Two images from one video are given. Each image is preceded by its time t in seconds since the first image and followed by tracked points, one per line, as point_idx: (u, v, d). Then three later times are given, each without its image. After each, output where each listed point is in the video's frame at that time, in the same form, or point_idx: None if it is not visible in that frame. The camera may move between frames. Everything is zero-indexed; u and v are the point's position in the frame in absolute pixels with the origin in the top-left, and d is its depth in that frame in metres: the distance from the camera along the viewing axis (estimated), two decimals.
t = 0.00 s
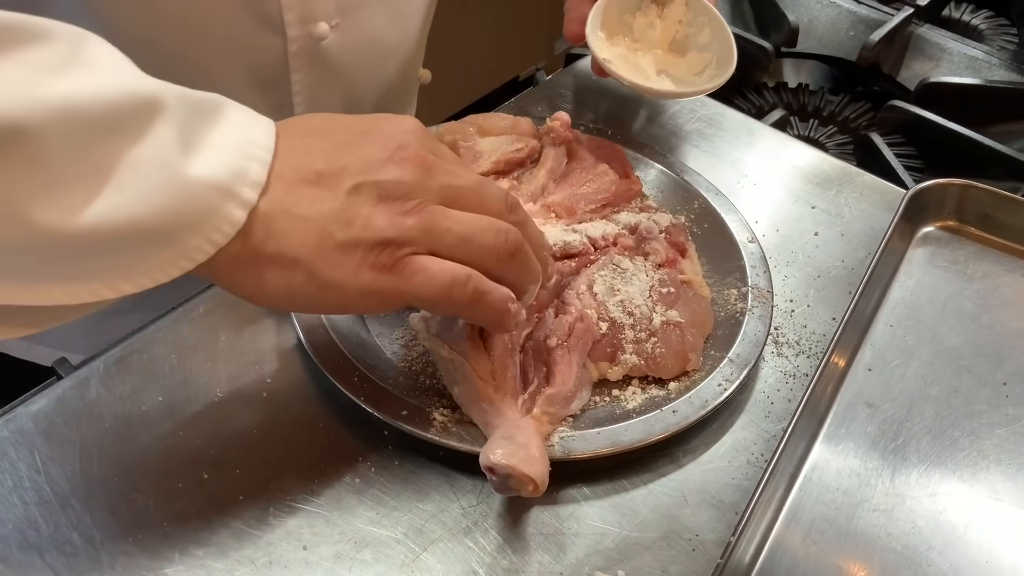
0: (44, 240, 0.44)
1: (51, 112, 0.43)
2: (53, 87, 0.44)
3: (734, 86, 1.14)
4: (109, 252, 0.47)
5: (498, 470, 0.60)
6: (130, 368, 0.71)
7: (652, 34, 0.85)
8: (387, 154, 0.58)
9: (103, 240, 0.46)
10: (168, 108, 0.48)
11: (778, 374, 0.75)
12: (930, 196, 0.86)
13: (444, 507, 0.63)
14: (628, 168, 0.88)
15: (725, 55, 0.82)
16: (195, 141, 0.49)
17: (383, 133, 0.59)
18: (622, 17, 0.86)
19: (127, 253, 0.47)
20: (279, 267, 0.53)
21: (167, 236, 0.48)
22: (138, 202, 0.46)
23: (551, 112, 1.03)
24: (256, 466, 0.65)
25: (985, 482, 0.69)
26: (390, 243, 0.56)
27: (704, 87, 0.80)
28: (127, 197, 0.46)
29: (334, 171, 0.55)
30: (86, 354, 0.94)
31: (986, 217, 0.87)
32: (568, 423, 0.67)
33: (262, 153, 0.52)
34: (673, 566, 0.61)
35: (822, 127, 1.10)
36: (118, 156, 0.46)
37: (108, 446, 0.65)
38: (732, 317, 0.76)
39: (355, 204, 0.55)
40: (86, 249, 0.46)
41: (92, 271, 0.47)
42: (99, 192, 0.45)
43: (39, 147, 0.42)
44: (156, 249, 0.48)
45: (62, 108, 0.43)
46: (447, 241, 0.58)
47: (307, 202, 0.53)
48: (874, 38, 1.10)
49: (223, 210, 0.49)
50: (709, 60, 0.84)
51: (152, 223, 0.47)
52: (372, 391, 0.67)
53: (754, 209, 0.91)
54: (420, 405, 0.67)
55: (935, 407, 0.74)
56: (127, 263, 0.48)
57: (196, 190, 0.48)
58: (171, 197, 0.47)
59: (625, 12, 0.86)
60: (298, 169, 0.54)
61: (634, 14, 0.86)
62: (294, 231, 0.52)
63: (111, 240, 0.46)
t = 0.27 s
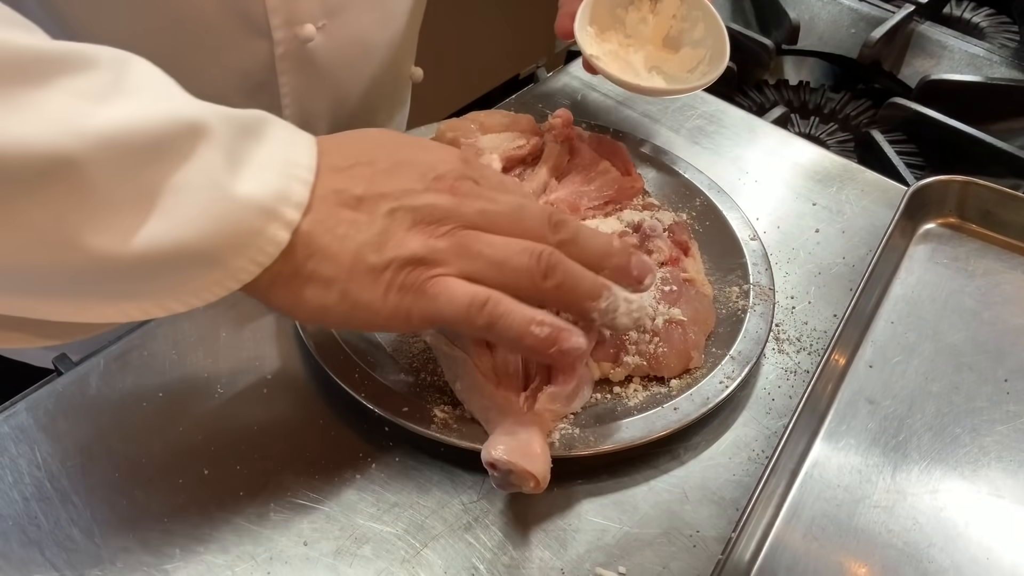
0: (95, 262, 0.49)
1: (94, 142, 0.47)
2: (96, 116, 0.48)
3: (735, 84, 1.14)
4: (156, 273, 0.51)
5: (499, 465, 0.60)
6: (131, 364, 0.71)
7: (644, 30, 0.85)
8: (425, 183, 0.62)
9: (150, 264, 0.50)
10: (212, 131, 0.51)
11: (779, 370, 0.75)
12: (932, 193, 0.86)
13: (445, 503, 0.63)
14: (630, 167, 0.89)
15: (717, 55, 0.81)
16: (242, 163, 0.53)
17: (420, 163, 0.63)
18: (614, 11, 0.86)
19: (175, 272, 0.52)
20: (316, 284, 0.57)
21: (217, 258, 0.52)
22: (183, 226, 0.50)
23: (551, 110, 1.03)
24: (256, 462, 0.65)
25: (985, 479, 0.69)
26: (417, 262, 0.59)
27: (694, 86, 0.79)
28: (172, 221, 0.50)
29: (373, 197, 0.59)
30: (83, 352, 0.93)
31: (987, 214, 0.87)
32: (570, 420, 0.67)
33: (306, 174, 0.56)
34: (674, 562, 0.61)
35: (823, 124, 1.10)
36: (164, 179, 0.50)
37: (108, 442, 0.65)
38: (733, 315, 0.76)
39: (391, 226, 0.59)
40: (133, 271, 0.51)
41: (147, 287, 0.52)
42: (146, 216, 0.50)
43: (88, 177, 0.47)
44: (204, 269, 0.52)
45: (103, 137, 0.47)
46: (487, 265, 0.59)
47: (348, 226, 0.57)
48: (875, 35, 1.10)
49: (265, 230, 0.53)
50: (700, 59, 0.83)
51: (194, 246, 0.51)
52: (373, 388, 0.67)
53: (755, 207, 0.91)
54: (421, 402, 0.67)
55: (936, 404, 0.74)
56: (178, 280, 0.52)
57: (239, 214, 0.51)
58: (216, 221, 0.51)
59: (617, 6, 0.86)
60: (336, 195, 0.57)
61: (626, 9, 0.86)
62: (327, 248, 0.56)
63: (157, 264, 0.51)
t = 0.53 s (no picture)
0: (55, 236, 0.42)
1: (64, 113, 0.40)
2: (60, 83, 0.41)
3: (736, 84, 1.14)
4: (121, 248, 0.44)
5: (500, 464, 0.60)
6: (132, 363, 0.71)
7: (620, 41, 0.83)
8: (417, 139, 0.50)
9: (126, 238, 0.43)
10: (179, 91, 0.43)
11: (779, 370, 0.75)
12: (932, 193, 0.86)
13: (446, 503, 0.64)
14: (629, 164, 0.89)
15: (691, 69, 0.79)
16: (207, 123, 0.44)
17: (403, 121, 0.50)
18: (590, 24, 0.85)
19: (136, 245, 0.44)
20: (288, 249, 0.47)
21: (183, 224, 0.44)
22: (151, 192, 0.42)
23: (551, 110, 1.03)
24: (258, 461, 0.65)
25: (985, 479, 0.69)
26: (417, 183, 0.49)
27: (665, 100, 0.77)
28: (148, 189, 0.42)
29: (354, 154, 0.48)
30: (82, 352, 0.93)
31: (987, 214, 0.87)
32: (570, 420, 0.67)
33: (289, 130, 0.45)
34: (674, 561, 0.61)
35: (823, 124, 1.10)
36: (137, 145, 0.42)
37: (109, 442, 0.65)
38: (733, 316, 0.76)
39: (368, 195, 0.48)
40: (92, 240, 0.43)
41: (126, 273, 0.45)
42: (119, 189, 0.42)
43: (54, 153, 0.40)
44: (178, 239, 0.44)
45: (70, 107, 0.40)
46: (486, 208, 0.51)
47: (321, 190, 0.47)
48: (875, 35, 1.10)
49: (243, 195, 0.44)
50: (675, 73, 0.81)
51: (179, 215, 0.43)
52: (373, 387, 0.67)
53: (755, 207, 0.91)
54: (422, 401, 0.67)
55: (936, 403, 0.74)
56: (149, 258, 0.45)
57: (214, 178, 0.43)
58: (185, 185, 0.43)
59: (594, 19, 0.85)
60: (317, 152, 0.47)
61: (602, 21, 0.85)
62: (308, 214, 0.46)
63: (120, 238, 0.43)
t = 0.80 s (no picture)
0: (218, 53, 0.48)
1: None
2: None
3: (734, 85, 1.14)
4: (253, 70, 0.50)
5: (497, 465, 0.60)
6: (130, 364, 0.70)
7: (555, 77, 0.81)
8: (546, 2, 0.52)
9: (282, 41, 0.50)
10: None
11: (777, 371, 0.75)
12: (930, 194, 0.86)
13: (444, 504, 0.63)
14: (627, 164, 0.89)
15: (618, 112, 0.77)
16: None
17: None
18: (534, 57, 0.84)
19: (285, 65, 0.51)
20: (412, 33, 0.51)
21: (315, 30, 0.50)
22: None
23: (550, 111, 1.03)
24: (256, 463, 0.65)
25: (983, 480, 0.69)
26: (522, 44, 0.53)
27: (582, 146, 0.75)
28: None
29: None
30: (78, 354, 0.93)
31: (986, 216, 0.87)
32: (568, 421, 0.67)
33: None
34: (671, 563, 0.61)
35: (822, 126, 1.10)
36: None
37: (107, 443, 0.65)
38: (732, 316, 0.76)
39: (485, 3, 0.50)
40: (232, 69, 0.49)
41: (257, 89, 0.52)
42: None
43: None
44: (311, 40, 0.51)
45: None
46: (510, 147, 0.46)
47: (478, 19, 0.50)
48: (873, 37, 1.10)
49: None
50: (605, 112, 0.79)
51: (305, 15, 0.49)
52: (371, 388, 0.67)
53: (753, 207, 0.91)
54: (419, 403, 0.67)
55: (934, 404, 0.74)
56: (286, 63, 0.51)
57: None
58: None
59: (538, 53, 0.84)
60: None
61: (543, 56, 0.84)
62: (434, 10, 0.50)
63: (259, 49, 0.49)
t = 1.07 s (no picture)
0: (107, 157, 0.40)
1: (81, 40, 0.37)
2: (82, 9, 0.37)
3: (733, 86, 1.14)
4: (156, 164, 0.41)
5: (496, 467, 0.59)
6: (129, 365, 0.71)
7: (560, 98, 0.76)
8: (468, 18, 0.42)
9: (192, 137, 0.41)
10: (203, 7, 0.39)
11: (776, 372, 0.75)
12: (929, 196, 0.86)
13: (443, 505, 0.64)
14: (626, 165, 0.88)
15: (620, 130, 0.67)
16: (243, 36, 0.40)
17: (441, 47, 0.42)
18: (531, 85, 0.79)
19: (189, 166, 0.42)
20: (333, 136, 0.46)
21: (229, 129, 0.41)
22: (221, 69, 0.40)
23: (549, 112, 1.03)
24: (255, 464, 0.65)
25: (982, 482, 0.69)
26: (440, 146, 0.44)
27: (580, 164, 0.65)
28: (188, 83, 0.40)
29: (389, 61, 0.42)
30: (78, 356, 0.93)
31: (984, 217, 0.87)
32: (566, 422, 0.67)
33: None
34: (671, 564, 0.61)
35: (821, 127, 1.10)
36: (162, 62, 0.39)
37: (106, 444, 0.65)
38: (731, 318, 0.76)
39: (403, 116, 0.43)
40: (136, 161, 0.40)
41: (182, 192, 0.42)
42: (146, 102, 0.39)
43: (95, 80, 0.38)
44: (221, 145, 0.42)
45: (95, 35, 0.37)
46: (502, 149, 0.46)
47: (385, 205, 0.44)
48: (871, 38, 1.10)
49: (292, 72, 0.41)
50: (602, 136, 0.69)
51: (206, 126, 0.41)
52: (370, 388, 0.67)
53: (752, 209, 0.91)
54: (419, 404, 0.67)
55: (933, 406, 0.74)
56: (196, 166, 0.42)
57: (243, 88, 0.40)
58: (214, 95, 0.40)
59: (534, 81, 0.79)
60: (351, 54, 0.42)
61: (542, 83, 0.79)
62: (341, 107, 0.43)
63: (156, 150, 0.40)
